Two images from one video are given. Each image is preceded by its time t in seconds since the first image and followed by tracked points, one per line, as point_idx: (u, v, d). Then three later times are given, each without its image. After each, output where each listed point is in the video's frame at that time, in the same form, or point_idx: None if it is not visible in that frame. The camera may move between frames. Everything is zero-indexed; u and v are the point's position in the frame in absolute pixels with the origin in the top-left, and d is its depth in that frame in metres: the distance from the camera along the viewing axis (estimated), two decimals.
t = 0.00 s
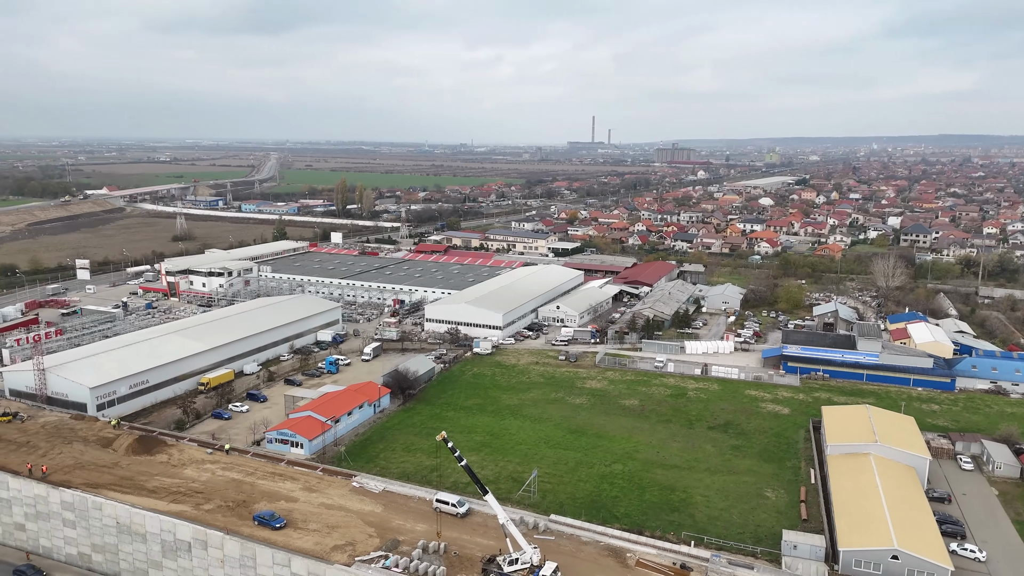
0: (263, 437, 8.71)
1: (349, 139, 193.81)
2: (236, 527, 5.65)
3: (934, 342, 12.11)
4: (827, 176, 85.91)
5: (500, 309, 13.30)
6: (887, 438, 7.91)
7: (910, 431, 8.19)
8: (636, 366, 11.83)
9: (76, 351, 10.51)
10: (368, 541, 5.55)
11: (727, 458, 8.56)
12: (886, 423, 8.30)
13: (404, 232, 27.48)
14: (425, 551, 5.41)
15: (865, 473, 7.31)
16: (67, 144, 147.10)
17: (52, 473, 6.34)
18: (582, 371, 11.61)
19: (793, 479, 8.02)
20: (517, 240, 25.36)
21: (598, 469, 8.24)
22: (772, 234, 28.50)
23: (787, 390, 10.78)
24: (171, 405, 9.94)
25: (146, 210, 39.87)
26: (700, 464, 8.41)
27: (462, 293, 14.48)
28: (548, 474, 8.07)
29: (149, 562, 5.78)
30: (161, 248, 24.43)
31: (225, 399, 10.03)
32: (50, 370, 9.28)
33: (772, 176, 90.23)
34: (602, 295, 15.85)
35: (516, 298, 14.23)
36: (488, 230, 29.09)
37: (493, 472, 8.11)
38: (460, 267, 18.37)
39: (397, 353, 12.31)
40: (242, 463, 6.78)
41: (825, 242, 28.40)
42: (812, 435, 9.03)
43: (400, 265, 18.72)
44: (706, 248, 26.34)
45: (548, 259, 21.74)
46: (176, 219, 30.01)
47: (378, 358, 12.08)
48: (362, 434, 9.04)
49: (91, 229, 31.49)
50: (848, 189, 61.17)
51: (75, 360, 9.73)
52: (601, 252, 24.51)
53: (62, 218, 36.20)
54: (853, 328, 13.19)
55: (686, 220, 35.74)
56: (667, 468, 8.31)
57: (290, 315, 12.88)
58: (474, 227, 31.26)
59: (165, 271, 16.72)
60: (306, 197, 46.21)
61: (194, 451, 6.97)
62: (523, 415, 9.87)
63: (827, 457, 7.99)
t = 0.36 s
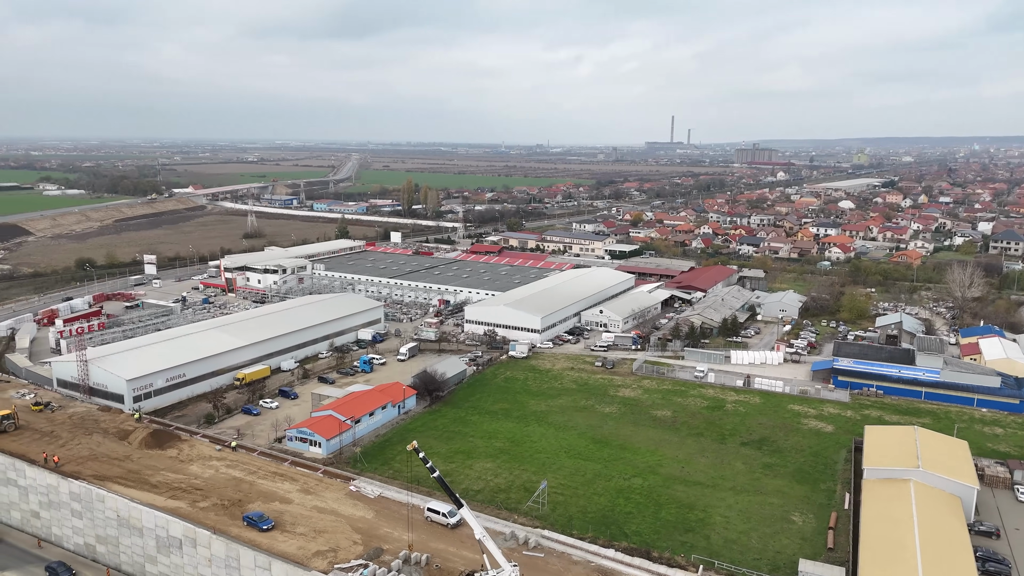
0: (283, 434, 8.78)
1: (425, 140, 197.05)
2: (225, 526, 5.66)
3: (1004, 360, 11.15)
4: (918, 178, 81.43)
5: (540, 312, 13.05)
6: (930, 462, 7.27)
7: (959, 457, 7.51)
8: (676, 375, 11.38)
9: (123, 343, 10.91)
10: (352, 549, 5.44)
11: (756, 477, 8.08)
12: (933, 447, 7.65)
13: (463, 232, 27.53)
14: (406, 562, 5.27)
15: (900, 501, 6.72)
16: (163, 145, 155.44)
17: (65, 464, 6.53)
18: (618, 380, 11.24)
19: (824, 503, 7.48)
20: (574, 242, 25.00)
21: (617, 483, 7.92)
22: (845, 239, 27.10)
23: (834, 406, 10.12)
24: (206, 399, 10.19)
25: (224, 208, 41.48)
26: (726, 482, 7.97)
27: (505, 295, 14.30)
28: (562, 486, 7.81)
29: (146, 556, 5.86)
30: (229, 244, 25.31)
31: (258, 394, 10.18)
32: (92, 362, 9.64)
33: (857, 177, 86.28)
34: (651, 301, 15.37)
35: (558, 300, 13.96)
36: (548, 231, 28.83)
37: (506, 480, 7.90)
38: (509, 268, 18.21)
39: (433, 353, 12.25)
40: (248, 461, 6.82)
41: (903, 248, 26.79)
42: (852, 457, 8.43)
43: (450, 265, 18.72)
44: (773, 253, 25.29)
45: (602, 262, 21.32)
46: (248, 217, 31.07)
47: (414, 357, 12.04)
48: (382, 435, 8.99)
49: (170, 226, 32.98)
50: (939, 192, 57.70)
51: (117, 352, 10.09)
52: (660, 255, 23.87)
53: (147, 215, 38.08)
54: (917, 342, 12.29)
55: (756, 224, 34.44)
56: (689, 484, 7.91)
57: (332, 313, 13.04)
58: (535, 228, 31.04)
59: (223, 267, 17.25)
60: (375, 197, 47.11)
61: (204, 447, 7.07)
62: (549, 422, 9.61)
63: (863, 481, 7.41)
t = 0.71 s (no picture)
0: (314, 432, 8.83)
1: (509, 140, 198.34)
2: (224, 525, 5.69)
3: None
4: None
5: (588, 316, 12.71)
6: (988, 495, 6.56)
7: None
8: (725, 387, 10.82)
9: (177, 336, 11.29)
10: (343, 556, 5.34)
11: (795, 501, 7.52)
12: (995, 478, 6.91)
13: (529, 233, 27.34)
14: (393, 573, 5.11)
15: (948, 537, 6.07)
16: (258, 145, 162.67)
17: (89, 455, 6.74)
18: (663, 389, 10.79)
19: (866, 533, 6.88)
20: (641, 245, 24.39)
21: (642, 499, 7.54)
22: (936, 246, 25.30)
23: (895, 427, 9.35)
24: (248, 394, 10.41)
25: (305, 207, 42.86)
26: (761, 505, 7.46)
27: (556, 298, 14.02)
28: (583, 500, 7.49)
29: (153, 549, 5.96)
30: (301, 242, 26.07)
31: (297, 390, 10.33)
32: (141, 354, 10.00)
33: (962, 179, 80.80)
34: (710, 307, 14.74)
35: (610, 305, 13.57)
36: (616, 233, 28.26)
37: (526, 490, 7.65)
38: (567, 270, 17.90)
39: (476, 355, 12.12)
40: (262, 459, 6.86)
41: (1002, 257, 24.76)
42: (905, 484, 7.74)
43: (508, 267, 18.58)
44: (853, 259, 23.89)
45: (667, 266, 20.68)
46: (323, 215, 31.92)
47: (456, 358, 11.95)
48: (410, 437, 8.92)
49: (252, 223, 34.38)
50: None
51: (167, 346, 10.43)
52: (730, 260, 22.96)
53: (233, 212, 39.84)
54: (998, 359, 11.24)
55: (840, 229, 32.67)
56: (719, 505, 7.44)
57: (380, 312, 13.11)
58: (604, 230, 30.50)
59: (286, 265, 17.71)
60: (450, 197, 47.56)
61: (224, 443, 7.16)
62: (582, 431, 9.29)
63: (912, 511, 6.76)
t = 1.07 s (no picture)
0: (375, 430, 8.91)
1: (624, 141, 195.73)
2: (257, 520, 5.75)
3: None
4: None
5: (670, 325, 12.16)
6: None
7: None
8: (813, 407, 10.01)
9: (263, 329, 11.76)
10: (365, 561, 5.27)
11: (873, 539, 6.79)
12: None
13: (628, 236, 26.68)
14: None
15: None
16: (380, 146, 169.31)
17: (153, 441, 7.07)
18: (742, 406, 10.12)
19: None
20: (745, 250, 23.21)
21: (699, 524, 7.05)
22: None
23: (1007, 462, 8.28)
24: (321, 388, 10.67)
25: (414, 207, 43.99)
26: (832, 540, 6.79)
27: (640, 304, 13.54)
28: (635, 520, 7.10)
29: (198, 538, 6.14)
30: (403, 240, 26.71)
31: (368, 387, 10.48)
32: (225, 345, 10.47)
33: None
34: (808, 319, 13.75)
35: (696, 313, 12.94)
36: (721, 237, 27.06)
37: (576, 505, 7.34)
38: (659, 276, 17.28)
39: (550, 360, 11.87)
40: (310, 455, 6.93)
41: None
42: (1007, 529, 6.81)
43: (598, 270, 18.17)
44: (987, 270, 21.63)
45: (770, 273, 19.54)
46: (427, 215, 32.59)
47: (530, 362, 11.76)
48: (468, 440, 8.81)
49: (362, 222, 35.68)
50: None
51: (251, 339, 10.88)
52: (842, 268, 21.40)
53: (347, 211, 41.51)
54: None
55: (977, 237, 29.70)
56: (785, 537, 6.83)
57: (458, 312, 13.11)
58: (709, 234, 29.31)
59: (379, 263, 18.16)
60: (556, 199, 47.35)
61: (278, 437, 7.31)
62: (647, 446, 8.85)
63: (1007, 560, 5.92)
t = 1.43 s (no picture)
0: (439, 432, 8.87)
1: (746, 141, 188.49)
2: (296, 518, 5.78)
3: None
4: None
5: (762, 337, 11.40)
6: None
7: None
8: (917, 435, 9.03)
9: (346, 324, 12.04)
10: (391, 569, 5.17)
11: None
12: None
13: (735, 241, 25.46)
14: None
15: None
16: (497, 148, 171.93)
17: (218, 432, 7.32)
18: (834, 429, 9.29)
19: None
20: (863, 258, 21.54)
21: (765, 556, 6.47)
22: None
23: None
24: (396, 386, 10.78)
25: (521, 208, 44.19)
26: None
27: (732, 314, 12.80)
28: (694, 547, 6.62)
29: (246, 531, 6.27)
30: (503, 241, 26.82)
31: (441, 388, 10.48)
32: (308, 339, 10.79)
33: None
34: (924, 337, 12.50)
35: (793, 325, 12.07)
36: (838, 244, 25.29)
37: (632, 526, 6.94)
38: (760, 283, 16.31)
39: (630, 370, 11.43)
40: (361, 456, 6.94)
41: None
42: None
43: (695, 276, 17.41)
44: None
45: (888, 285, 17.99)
46: (530, 216, 32.60)
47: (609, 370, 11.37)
48: (531, 449, 8.58)
49: (468, 222, 36.21)
50: None
51: (333, 334, 11.15)
52: (975, 281, 19.40)
53: (455, 211, 42.33)
54: None
55: None
56: None
57: (539, 315, 12.91)
58: (827, 240, 27.48)
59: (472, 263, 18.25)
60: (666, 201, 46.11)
61: (334, 435, 7.39)
62: (720, 467, 8.27)
63: None
